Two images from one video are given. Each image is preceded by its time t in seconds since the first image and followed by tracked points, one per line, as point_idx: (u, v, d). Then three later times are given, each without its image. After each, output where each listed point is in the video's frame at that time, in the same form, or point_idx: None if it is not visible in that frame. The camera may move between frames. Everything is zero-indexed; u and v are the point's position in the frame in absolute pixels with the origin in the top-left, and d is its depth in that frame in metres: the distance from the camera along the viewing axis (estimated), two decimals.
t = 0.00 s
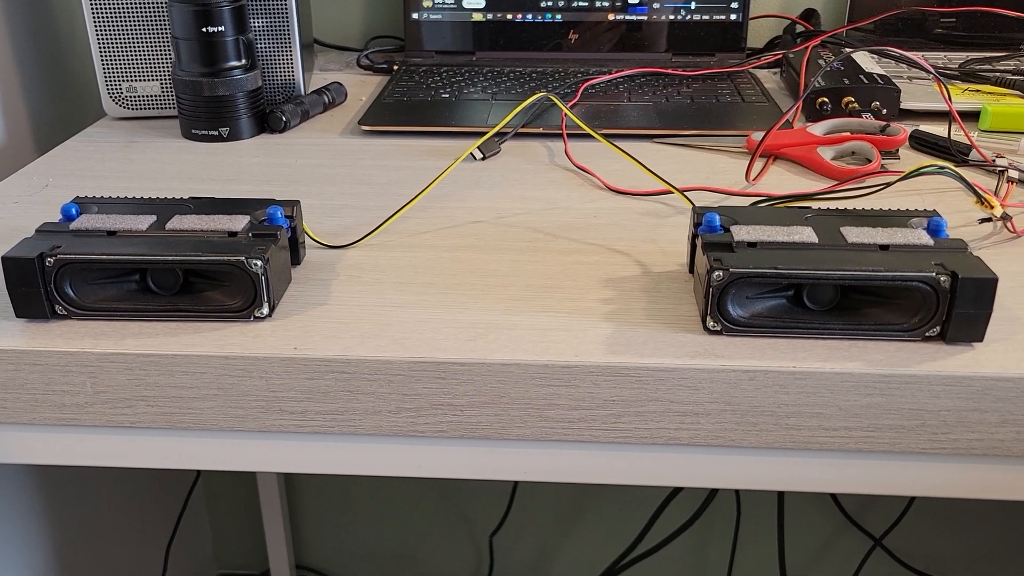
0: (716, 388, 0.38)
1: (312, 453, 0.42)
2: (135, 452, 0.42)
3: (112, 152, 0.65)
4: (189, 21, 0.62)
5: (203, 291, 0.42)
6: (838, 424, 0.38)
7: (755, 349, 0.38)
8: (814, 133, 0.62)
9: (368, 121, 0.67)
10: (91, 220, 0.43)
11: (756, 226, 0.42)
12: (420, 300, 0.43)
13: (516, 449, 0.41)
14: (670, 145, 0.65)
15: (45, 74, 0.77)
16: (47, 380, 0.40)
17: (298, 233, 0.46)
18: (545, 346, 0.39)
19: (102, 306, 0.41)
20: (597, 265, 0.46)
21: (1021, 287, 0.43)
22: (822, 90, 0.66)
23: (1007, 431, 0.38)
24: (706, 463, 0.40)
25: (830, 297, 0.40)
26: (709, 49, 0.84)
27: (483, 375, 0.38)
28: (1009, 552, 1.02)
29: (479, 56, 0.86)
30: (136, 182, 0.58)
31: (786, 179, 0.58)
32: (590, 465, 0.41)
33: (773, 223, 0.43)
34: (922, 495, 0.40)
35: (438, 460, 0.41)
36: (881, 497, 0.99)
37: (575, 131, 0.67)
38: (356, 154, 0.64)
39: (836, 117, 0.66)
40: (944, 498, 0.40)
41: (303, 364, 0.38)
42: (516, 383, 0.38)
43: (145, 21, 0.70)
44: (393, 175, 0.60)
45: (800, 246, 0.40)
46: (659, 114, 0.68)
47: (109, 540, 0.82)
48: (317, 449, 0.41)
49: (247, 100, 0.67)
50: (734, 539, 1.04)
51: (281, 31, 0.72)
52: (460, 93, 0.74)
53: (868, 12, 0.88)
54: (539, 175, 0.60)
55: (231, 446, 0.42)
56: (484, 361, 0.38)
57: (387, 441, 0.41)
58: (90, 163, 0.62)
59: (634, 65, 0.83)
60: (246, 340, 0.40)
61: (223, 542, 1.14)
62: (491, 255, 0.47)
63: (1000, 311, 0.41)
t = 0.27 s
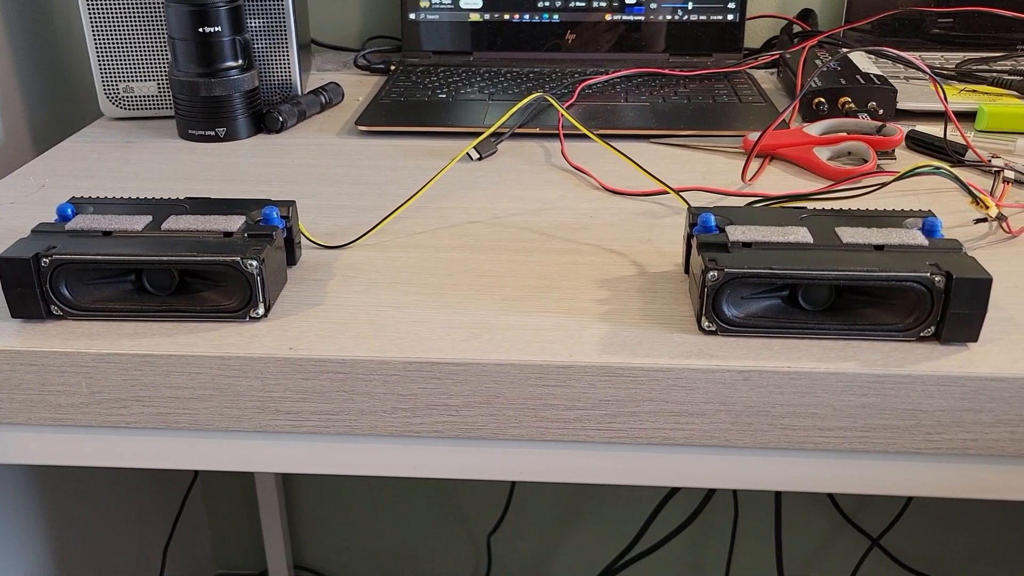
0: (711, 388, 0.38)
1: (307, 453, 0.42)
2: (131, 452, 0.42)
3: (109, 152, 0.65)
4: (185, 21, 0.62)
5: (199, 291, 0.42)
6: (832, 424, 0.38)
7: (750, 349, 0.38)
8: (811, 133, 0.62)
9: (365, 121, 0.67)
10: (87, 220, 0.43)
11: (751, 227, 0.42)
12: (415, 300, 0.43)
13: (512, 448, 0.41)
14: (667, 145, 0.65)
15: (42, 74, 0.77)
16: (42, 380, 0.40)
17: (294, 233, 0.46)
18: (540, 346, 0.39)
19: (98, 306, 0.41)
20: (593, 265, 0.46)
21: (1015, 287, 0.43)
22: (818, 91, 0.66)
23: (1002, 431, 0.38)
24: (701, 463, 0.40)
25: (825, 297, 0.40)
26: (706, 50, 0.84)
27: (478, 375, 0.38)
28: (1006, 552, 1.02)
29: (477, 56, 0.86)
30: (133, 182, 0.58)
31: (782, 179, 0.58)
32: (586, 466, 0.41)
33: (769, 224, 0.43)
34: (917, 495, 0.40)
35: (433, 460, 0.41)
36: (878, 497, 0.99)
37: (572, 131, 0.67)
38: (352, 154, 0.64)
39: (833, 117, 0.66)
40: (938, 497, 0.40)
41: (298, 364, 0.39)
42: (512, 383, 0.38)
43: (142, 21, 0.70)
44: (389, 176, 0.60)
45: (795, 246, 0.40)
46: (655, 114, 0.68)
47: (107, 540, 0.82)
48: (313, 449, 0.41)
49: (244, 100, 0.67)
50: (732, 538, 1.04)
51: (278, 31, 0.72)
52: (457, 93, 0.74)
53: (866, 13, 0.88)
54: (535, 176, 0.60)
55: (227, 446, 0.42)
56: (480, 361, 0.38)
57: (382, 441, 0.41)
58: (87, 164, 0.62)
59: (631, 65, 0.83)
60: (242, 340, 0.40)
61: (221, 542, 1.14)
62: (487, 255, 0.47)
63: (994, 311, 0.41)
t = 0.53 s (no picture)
0: (708, 388, 0.38)
1: (304, 453, 0.42)
2: (128, 452, 0.42)
3: (107, 151, 0.65)
4: (183, 20, 0.62)
5: (196, 291, 0.42)
6: (830, 423, 0.38)
7: (747, 348, 0.38)
8: (809, 132, 0.62)
9: (362, 120, 0.67)
10: (84, 220, 0.43)
11: (748, 226, 0.42)
12: (413, 299, 0.43)
13: (509, 448, 0.41)
14: (664, 144, 0.65)
15: (40, 73, 0.77)
16: (40, 380, 0.40)
17: (292, 233, 0.46)
18: (537, 345, 0.39)
19: (95, 306, 0.41)
20: (590, 264, 0.46)
21: (1012, 286, 0.43)
22: (816, 90, 0.66)
23: (998, 430, 0.38)
24: (699, 462, 0.40)
25: (822, 296, 0.40)
26: (704, 49, 0.84)
27: (475, 375, 0.38)
28: (1004, 550, 1.02)
29: (475, 55, 0.86)
30: (131, 182, 0.58)
31: (780, 178, 0.58)
32: (583, 465, 0.41)
33: (766, 223, 0.43)
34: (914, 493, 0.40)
35: (431, 459, 0.41)
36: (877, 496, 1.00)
37: (570, 131, 0.67)
38: (350, 154, 0.64)
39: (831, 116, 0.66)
40: (936, 496, 0.40)
41: (295, 364, 0.39)
42: (509, 382, 0.38)
43: (139, 20, 0.70)
44: (387, 175, 0.60)
45: (792, 245, 0.40)
46: (653, 114, 0.68)
47: (105, 540, 0.82)
48: (312, 449, 0.42)
49: (242, 99, 0.67)
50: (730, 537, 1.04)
51: (275, 30, 0.72)
52: (455, 92, 0.74)
53: (864, 11, 0.88)
54: (533, 175, 0.60)
55: (224, 446, 0.42)
56: (477, 361, 0.38)
57: (379, 441, 0.41)
58: (85, 163, 0.62)
59: (629, 64, 0.83)
60: (239, 340, 0.40)
61: (220, 542, 1.14)
62: (485, 254, 0.47)
63: (991, 310, 0.41)
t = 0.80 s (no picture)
0: (705, 395, 0.38)
1: (305, 459, 0.42)
2: (130, 458, 0.42)
3: (108, 158, 0.65)
4: (184, 28, 0.63)
5: (198, 298, 0.42)
6: (825, 430, 0.39)
7: (743, 356, 0.39)
8: (805, 139, 0.63)
9: (363, 127, 0.68)
10: (86, 228, 0.44)
11: (744, 235, 0.43)
12: (413, 307, 0.43)
13: (507, 454, 0.41)
14: (662, 151, 0.66)
15: (42, 80, 0.78)
16: (43, 387, 0.40)
17: (293, 241, 0.46)
18: (536, 353, 0.39)
19: (98, 313, 0.41)
20: (588, 272, 0.47)
21: (1006, 294, 0.43)
22: (812, 97, 0.67)
23: (992, 437, 0.38)
24: (695, 468, 0.41)
25: (818, 304, 0.41)
26: (702, 55, 0.84)
27: (475, 382, 0.39)
28: (1003, 553, 1.03)
29: (474, 61, 0.86)
30: (133, 188, 0.59)
31: (777, 186, 0.58)
32: (581, 471, 0.41)
33: (762, 231, 0.43)
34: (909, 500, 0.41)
35: (430, 465, 0.42)
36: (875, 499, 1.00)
37: (568, 137, 0.67)
38: (350, 160, 0.64)
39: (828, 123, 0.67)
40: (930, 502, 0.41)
41: (296, 371, 0.39)
42: (508, 390, 0.39)
43: (141, 28, 0.70)
44: (387, 182, 0.60)
45: (788, 254, 0.41)
46: (652, 120, 0.69)
47: (105, 542, 0.82)
48: (312, 455, 0.42)
49: (242, 106, 0.67)
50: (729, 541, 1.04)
51: (276, 37, 0.72)
52: (455, 99, 0.75)
53: (861, 18, 0.88)
54: (532, 182, 0.60)
55: (226, 452, 0.42)
56: (476, 368, 0.38)
57: (379, 447, 0.42)
58: (86, 170, 0.62)
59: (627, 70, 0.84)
60: (240, 348, 0.40)
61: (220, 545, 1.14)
62: (484, 262, 0.48)
63: (985, 318, 0.41)
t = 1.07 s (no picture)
0: (708, 395, 0.39)
1: (319, 456, 0.43)
2: (149, 456, 0.44)
3: (122, 162, 0.66)
4: (196, 35, 0.64)
5: (215, 301, 0.44)
6: (824, 429, 0.40)
7: (745, 358, 0.40)
8: (805, 145, 0.64)
9: (370, 132, 0.69)
10: (106, 233, 0.45)
11: (746, 239, 0.44)
12: (423, 309, 0.45)
13: (516, 452, 0.43)
14: (665, 156, 0.67)
15: (53, 85, 0.79)
16: (66, 387, 0.41)
17: (306, 245, 0.48)
18: (544, 354, 0.41)
19: (119, 315, 0.43)
20: (594, 275, 0.48)
21: (999, 297, 0.44)
22: (812, 103, 0.68)
23: (985, 436, 0.39)
24: (698, 466, 0.42)
25: (817, 307, 0.42)
26: (704, 61, 0.86)
27: (485, 383, 0.40)
28: (1000, 551, 1.04)
29: (478, 66, 0.87)
30: (147, 193, 0.60)
31: (777, 191, 0.59)
32: (587, 469, 0.43)
33: (763, 236, 0.45)
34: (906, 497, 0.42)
35: (440, 463, 0.43)
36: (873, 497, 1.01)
37: (572, 143, 0.69)
38: (359, 165, 0.66)
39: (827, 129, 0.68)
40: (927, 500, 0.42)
41: (311, 372, 0.40)
42: (517, 390, 0.40)
43: (153, 34, 0.71)
44: (396, 186, 0.62)
45: (788, 259, 0.42)
46: (654, 126, 0.70)
47: (114, 539, 0.83)
48: (326, 453, 0.43)
49: (253, 112, 0.68)
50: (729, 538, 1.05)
51: (286, 43, 0.73)
52: (460, 104, 0.76)
53: (860, 24, 0.90)
54: (537, 186, 0.61)
55: (242, 450, 0.43)
56: (486, 369, 0.40)
57: (391, 445, 0.43)
58: (101, 174, 0.64)
59: (630, 76, 0.85)
60: (257, 349, 0.41)
61: (226, 543, 1.15)
62: (492, 265, 0.49)
63: (979, 321, 0.43)
